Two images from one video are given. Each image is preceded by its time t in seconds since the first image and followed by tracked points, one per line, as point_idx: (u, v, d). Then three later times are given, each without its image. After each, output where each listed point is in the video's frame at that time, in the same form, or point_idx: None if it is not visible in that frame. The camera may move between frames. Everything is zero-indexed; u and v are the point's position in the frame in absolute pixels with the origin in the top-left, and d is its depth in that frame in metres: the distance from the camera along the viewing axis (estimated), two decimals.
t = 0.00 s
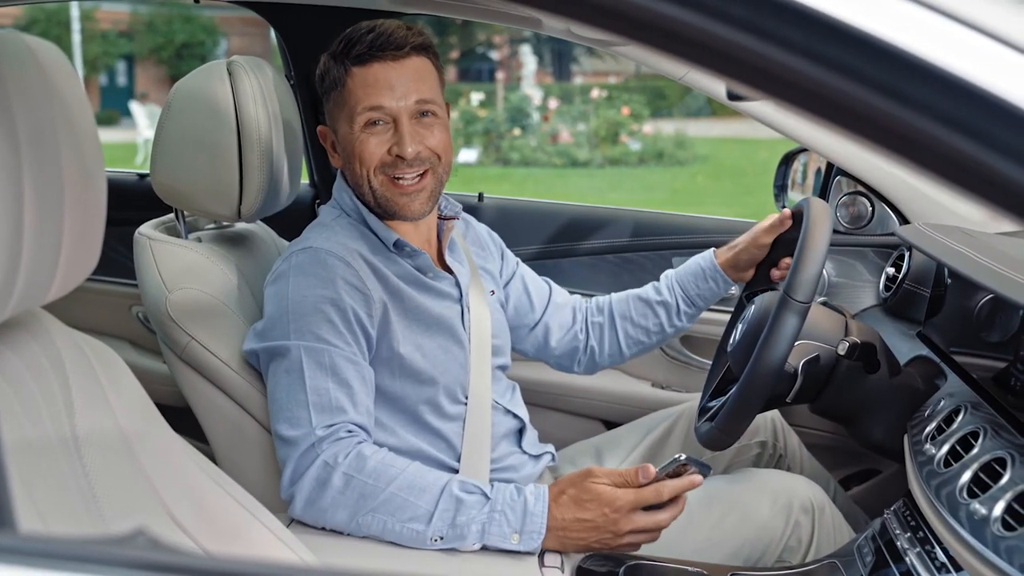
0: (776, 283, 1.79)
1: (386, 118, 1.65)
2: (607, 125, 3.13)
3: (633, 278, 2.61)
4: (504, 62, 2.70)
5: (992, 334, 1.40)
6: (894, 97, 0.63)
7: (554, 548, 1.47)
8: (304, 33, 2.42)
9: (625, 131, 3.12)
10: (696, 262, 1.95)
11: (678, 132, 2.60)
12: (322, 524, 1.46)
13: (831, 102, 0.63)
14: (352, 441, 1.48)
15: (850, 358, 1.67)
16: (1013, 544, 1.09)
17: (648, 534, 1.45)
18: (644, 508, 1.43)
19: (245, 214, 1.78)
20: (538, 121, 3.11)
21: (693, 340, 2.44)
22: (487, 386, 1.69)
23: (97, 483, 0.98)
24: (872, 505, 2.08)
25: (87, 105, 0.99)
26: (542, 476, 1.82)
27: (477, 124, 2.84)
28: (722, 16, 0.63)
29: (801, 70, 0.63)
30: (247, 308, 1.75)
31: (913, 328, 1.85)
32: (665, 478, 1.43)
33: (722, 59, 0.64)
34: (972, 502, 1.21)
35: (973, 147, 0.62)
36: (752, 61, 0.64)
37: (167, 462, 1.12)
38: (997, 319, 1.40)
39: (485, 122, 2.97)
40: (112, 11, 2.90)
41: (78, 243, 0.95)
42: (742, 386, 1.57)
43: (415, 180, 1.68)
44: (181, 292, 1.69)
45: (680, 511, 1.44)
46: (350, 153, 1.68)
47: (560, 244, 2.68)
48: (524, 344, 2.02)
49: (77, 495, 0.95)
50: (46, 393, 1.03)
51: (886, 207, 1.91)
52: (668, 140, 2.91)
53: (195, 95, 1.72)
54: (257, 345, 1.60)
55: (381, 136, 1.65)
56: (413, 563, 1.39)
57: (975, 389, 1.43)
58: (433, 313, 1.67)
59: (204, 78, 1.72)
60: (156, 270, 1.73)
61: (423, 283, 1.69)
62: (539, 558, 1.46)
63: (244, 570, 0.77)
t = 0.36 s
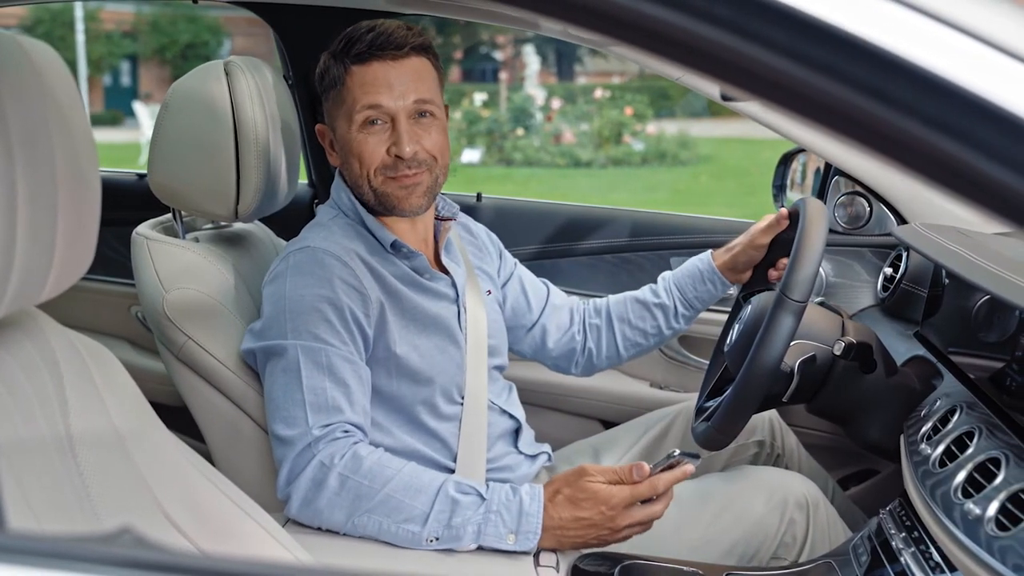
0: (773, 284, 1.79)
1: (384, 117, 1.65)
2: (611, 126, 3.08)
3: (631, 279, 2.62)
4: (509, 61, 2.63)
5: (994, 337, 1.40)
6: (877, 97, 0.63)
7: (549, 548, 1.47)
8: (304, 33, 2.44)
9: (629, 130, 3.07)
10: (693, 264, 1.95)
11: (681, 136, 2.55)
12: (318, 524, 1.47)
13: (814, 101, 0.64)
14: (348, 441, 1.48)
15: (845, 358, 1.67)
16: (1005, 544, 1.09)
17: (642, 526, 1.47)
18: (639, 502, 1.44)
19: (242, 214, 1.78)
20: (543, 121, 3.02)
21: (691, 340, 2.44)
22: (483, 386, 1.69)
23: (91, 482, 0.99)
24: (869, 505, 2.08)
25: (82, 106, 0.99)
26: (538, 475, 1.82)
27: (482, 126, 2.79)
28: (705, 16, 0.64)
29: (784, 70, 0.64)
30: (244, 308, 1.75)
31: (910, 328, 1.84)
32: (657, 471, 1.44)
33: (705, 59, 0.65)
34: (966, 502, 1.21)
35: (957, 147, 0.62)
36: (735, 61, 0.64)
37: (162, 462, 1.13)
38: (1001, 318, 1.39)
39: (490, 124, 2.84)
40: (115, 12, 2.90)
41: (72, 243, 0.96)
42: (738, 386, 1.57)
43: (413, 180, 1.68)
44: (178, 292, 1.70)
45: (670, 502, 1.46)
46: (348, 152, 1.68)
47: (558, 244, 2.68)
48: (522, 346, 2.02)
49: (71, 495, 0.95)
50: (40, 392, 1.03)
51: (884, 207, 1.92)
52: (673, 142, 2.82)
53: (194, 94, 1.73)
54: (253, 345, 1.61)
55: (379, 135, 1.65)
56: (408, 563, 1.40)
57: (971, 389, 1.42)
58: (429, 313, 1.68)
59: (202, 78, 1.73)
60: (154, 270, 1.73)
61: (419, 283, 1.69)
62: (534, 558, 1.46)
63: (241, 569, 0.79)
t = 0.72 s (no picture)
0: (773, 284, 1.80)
1: (388, 115, 1.65)
2: (615, 126, 3.04)
3: (631, 279, 2.62)
4: (515, 61, 2.60)
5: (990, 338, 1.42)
6: (864, 98, 0.63)
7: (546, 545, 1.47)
8: (307, 33, 2.44)
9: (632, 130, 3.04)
10: (693, 263, 1.95)
11: (687, 135, 2.52)
12: (315, 523, 1.47)
13: (801, 102, 0.64)
14: (344, 441, 1.49)
15: (843, 358, 1.67)
16: (1001, 544, 1.09)
17: (641, 530, 1.47)
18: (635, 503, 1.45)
19: (241, 214, 1.79)
20: (547, 121, 3.02)
21: (691, 340, 2.44)
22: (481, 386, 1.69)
23: (86, 480, 0.99)
24: (868, 505, 2.08)
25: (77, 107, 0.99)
26: (536, 475, 1.82)
27: (486, 126, 2.79)
28: (691, 16, 0.64)
29: (770, 70, 0.64)
30: (243, 307, 1.75)
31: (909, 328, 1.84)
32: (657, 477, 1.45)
33: (692, 58, 0.65)
34: (962, 501, 1.21)
35: (943, 147, 0.62)
36: (722, 61, 0.64)
37: (160, 462, 1.13)
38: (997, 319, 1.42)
39: (493, 123, 2.85)
40: (119, 12, 2.91)
41: (68, 244, 0.95)
42: (735, 386, 1.57)
43: (417, 179, 1.67)
44: (177, 291, 1.70)
45: (674, 507, 1.46)
46: (351, 150, 1.68)
47: (559, 244, 2.68)
48: (521, 345, 2.02)
49: (69, 494, 0.96)
50: (36, 391, 1.04)
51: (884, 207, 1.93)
52: (677, 142, 2.78)
53: (194, 94, 1.74)
54: (251, 344, 1.61)
55: (383, 133, 1.65)
56: (405, 562, 1.40)
57: (970, 390, 1.42)
58: (427, 313, 1.68)
59: (201, 78, 1.73)
60: (153, 270, 1.74)
61: (416, 283, 1.69)
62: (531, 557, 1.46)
63: (239, 569, 0.80)
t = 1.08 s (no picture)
0: (772, 284, 1.80)
1: (391, 115, 1.66)
2: (619, 126, 3.05)
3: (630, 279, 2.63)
4: (520, 61, 2.55)
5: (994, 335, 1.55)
6: (848, 97, 0.63)
7: (542, 545, 1.46)
8: (308, 33, 2.46)
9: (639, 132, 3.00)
10: (692, 262, 1.95)
11: (690, 135, 2.51)
12: (312, 523, 1.47)
13: (785, 101, 0.64)
14: (341, 440, 1.49)
15: (840, 358, 1.67)
16: (997, 544, 1.09)
17: (635, 527, 1.48)
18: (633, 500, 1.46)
19: (240, 214, 1.79)
20: (551, 121, 3.01)
21: (690, 340, 2.44)
22: (479, 385, 1.70)
23: (82, 479, 0.99)
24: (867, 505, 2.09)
25: (73, 104, 0.99)
26: (535, 475, 1.82)
27: (491, 125, 2.90)
28: (677, 17, 0.64)
29: (756, 70, 0.64)
30: (241, 307, 1.76)
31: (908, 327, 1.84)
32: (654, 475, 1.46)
33: (679, 59, 0.65)
34: (958, 501, 1.21)
35: (928, 147, 0.62)
36: (708, 61, 0.65)
37: (156, 462, 1.13)
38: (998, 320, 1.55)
39: (497, 123, 2.94)
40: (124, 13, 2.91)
41: (65, 240, 0.95)
42: (733, 386, 1.57)
43: (419, 179, 1.68)
44: (176, 291, 1.70)
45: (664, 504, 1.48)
46: (353, 150, 1.68)
47: (558, 244, 2.68)
48: (519, 344, 2.03)
49: (64, 494, 0.96)
50: (32, 389, 1.04)
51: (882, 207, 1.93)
52: (681, 142, 2.75)
53: (193, 95, 1.74)
54: (249, 344, 1.62)
55: (386, 132, 1.66)
56: (401, 562, 1.40)
57: (967, 390, 1.43)
58: (425, 313, 1.68)
59: (201, 79, 1.74)
60: (152, 270, 1.74)
61: (414, 283, 1.70)
62: (528, 553, 1.46)
63: (247, 569, 0.82)
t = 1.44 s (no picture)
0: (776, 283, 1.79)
1: (394, 118, 1.65)
2: (625, 126, 2.94)
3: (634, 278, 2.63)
4: (526, 61, 2.52)
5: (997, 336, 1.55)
6: (845, 97, 0.63)
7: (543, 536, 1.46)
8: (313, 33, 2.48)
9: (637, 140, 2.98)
10: (695, 261, 1.95)
11: (696, 136, 2.49)
12: (314, 523, 1.47)
13: (781, 99, 0.64)
14: (339, 441, 1.49)
15: (845, 357, 1.65)
16: (999, 544, 1.09)
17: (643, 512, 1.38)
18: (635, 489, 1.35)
19: (243, 213, 1.79)
20: (558, 121, 2.94)
21: (694, 339, 2.44)
22: (479, 384, 1.70)
23: (85, 478, 0.99)
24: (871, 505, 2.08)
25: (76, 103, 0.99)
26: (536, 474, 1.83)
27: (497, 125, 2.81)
28: (676, 16, 0.64)
29: (754, 70, 0.64)
30: (243, 305, 1.76)
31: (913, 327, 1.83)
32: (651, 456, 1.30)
33: (679, 58, 0.65)
34: (961, 502, 1.21)
35: (924, 146, 0.62)
36: (707, 61, 0.65)
37: (159, 460, 1.13)
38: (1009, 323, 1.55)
39: (504, 123, 2.85)
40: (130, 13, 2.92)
41: (69, 238, 0.95)
42: (736, 386, 1.57)
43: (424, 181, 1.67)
44: (179, 291, 1.71)
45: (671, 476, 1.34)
46: (356, 155, 1.68)
47: (562, 244, 2.69)
48: (523, 341, 2.03)
49: (66, 493, 0.96)
50: (35, 388, 1.05)
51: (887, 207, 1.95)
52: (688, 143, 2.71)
53: (196, 95, 1.74)
54: (248, 346, 1.62)
55: (388, 136, 1.66)
56: (403, 561, 1.40)
57: (971, 390, 1.43)
58: (423, 313, 1.68)
59: (205, 78, 1.74)
60: (155, 269, 1.75)
61: (413, 284, 1.70)
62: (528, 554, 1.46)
63: (266, 570, 0.83)
